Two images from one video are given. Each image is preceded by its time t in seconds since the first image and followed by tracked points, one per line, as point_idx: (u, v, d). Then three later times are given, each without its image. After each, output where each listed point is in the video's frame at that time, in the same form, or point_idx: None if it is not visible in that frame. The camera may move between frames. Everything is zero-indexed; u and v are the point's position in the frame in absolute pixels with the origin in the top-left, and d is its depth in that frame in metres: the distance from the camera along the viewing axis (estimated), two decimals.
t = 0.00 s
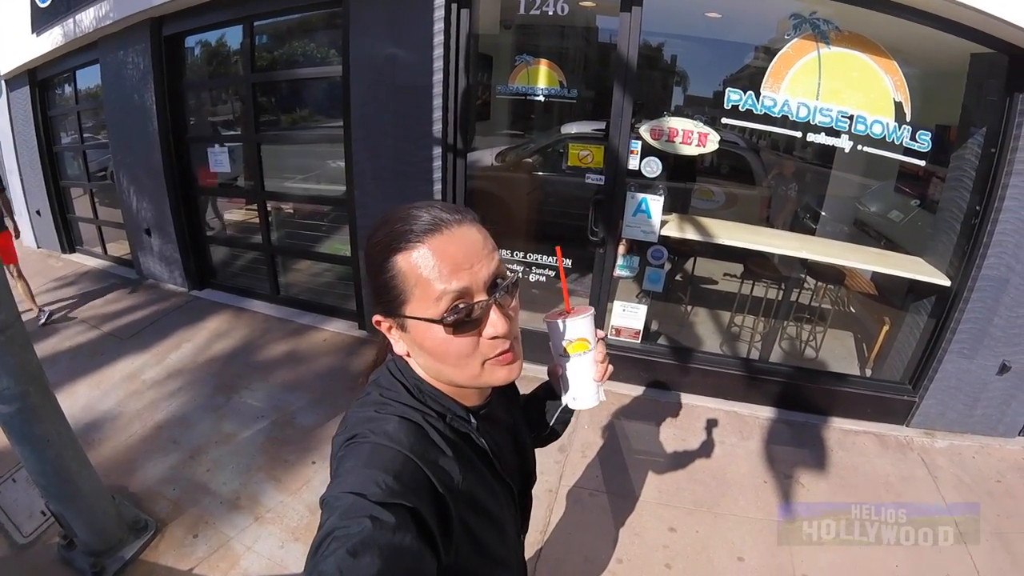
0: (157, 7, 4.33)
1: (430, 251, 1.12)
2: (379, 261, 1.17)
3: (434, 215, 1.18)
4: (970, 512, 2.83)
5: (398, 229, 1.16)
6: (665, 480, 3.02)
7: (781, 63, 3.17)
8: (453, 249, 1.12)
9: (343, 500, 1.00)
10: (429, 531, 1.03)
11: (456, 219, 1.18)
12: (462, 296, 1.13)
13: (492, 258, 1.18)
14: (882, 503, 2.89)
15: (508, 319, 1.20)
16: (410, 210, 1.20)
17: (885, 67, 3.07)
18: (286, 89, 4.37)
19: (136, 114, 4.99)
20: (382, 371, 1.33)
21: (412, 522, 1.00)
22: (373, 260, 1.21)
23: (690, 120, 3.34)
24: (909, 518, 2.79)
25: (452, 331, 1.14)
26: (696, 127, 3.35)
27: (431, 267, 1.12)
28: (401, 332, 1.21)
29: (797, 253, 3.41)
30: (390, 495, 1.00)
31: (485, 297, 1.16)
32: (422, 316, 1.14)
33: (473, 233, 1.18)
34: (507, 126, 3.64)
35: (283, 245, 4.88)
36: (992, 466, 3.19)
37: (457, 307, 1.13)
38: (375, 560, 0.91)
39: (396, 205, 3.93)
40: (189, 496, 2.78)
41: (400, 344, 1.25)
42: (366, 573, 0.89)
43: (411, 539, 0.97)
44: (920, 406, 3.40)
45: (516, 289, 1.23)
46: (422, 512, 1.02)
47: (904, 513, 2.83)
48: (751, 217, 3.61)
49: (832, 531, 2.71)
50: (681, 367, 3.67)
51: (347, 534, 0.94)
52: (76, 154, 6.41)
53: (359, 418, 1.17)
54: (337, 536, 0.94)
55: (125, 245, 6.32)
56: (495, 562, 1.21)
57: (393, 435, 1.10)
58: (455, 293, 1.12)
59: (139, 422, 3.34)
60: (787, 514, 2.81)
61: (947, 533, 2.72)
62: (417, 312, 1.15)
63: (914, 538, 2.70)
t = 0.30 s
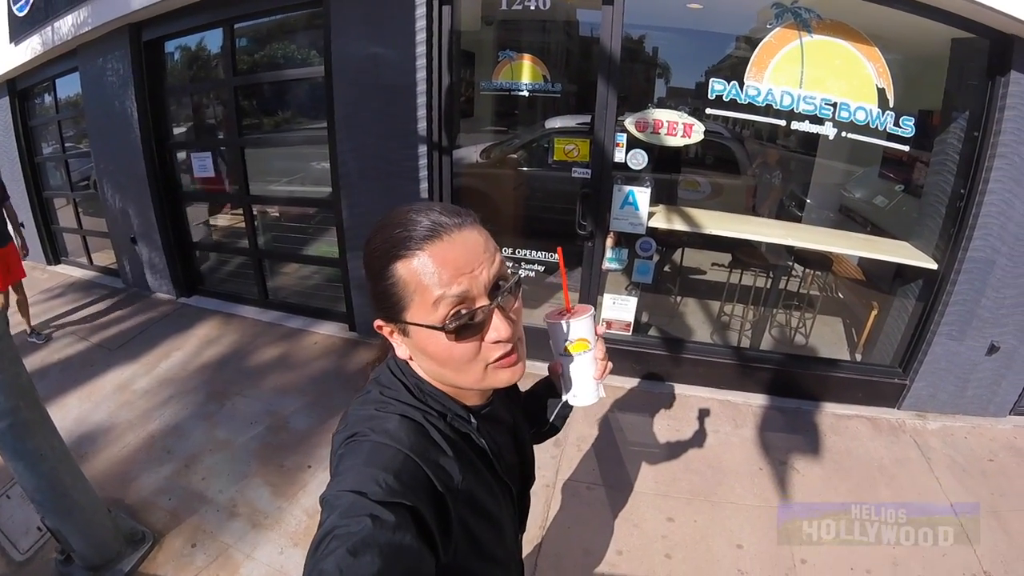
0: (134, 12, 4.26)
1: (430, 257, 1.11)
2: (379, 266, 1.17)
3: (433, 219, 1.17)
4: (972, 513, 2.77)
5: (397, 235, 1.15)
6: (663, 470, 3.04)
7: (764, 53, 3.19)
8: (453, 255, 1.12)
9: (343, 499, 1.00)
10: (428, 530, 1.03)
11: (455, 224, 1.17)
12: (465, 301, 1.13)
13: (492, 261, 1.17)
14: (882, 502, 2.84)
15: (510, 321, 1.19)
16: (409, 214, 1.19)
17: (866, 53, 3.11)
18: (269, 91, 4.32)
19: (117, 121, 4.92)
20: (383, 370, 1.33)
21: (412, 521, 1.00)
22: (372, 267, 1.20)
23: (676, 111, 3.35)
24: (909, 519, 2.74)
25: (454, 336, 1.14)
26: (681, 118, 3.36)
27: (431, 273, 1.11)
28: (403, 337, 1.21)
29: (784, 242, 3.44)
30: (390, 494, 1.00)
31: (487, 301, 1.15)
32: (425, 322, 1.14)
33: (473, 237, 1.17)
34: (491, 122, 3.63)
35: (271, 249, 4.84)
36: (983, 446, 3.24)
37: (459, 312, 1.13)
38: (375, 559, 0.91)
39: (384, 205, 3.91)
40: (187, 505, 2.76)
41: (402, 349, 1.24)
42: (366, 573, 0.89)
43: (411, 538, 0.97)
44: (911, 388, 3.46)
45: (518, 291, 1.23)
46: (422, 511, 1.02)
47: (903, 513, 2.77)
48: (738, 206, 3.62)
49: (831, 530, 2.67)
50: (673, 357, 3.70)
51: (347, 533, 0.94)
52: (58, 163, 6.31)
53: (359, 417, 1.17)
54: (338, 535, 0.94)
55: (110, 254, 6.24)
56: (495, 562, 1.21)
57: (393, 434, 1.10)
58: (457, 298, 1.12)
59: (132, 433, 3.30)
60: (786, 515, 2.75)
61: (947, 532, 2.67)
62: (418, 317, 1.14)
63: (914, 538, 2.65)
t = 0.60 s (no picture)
0: (125, 15, 4.23)
1: (435, 255, 1.11)
2: (383, 263, 1.16)
3: (438, 217, 1.17)
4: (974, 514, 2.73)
5: (402, 232, 1.15)
6: (664, 465, 3.05)
7: (757, 46, 3.19)
8: (458, 253, 1.12)
9: (343, 498, 1.00)
10: (429, 529, 1.03)
11: (460, 222, 1.17)
12: (468, 300, 1.13)
13: (496, 260, 1.17)
14: (882, 502, 2.81)
15: (513, 321, 1.19)
16: (413, 211, 1.18)
17: (859, 45, 3.11)
18: (261, 92, 4.30)
19: (109, 125, 4.89)
20: (383, 369, 1.33)
21: (412, 520, 1.00)
22: (376, 264, 1.20)
23: (670, 106, 3.35)
24: (909, 519, 2.71)
25: (458, 335, 1.14)
26: (676, 113, 3.36)
27: (435, 271, 1.11)
28: (405, 335, 1.21)
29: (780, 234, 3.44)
30: (390, 493, 1.00)
31: (491, 300, 1.15)
32: (428, 320, 1.14)
33: (477, 235, 1.17)
34: (484, 120, 3.62)
35: (266, 250, 4.82)
36: (982, 435, 3.27)
37: (463, 311, 1.13)
38: (375, 558, 0.91)
39: (381, 205, 3.90)
40: (188, 509, 2.75)
41: (404, 347, 1.24)
42: (367, 572, 0.89)
43: (411, 537, 0.97)
44: (909, 378, 3.48)
45: (521, 290, 1.23)
46: (422, 511, 1.02)
47: (904, 513, 2.75)
48: (732, 200, 3.66)
49: (831, 530, 2.65)
50: (672, 352, 3.70)
51: (347, 532, 0.94)
52: (50, 169, 6.27)
53: (360, 416, 1.17)
54: (338, 535, 0.94)
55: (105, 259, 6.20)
56: (497, 563, 1.20)
57: (394, 433, 1.10)
58: (461, 297, 1.12)
59: (131, 438, 3.29)
60: (786, 515, 2.72)
61: (947, 532, 2.65)
62: (421, 316, 1.14)
63: (914, 538, 2.63)
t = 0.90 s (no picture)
0: (132, 9, 4.23)
1: (440, 257, 1.11)
2: (388, 263, 1.16)
3: (443, 218, 1.16)
4: (972, 511, 2.78)
5: (408, 232, 1.15)
6: (665, 468, 3.05)
7: (765, 51, 3.18)
8: (463, 256, 1.11)
9: (344, 498, 1.00)
10: (429, 531, 1.02)
11: (466, 224, 1.17)
12: (472, 303, 1.12)
13: (502, 264, 1.17)
14: (882, 502, 2.84)
15: (517, 326, 1.19)
16: (419, 212, 1.18)
17: (867, 52, 3.11)
18: (266, 89, 4.29)
19: (115, 119, 4.89)
20: (387, 369, 1.33)
21: (414, 521, 1.00)
22: (380, 263, 1.19)
23: (676, 109, 3.35)
24: (909, 518, 2.74)
25: (461, 337, 1.13)
26: (683, 117, 3.36)
27: (440, 273, 1.11)
28: (407, 336, 1.20)
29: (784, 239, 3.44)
30: (391, 494, 1.00)
31: (496, 304, 1.15)
32: (432, 322, 1.13)
33: (484, 238, 1.17)
34: (490, 120, 3.63)
35: (270, 247, 4.81)
36: (984, 443, 3.26)
37: (467, 314, 1.12)
38: (376, 559, 0.91)
39: (385, 204, 3.89)
40: (188, 505, 2.75)
41: (406, 348, 1.24)
42: (368, 573, 0.89)
43: (412, 539, 0.96)
44: (911, 385, 3.47)
45: (525, 295, 1.22)
46: (424, 512, 1.01)
47: (903, 513, 2.78)
48: (738, 204, 3.62)
49: (831, 531, 2.68)
50: (675, 355, 3.70)
51: (348, 533, 0.94)
52: (56, 162, 6.27)
53: (363, 416, 1.17)
54: (340, 535, 0.94)
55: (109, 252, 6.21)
56: (499, 564, 1.19)
57: (396, 434, 1.10)
58: (465, 300, 1.11)
59: (132, 432, 3.29)
60: (787, 514, 2.75)
61: (947, 533, 2.68)
62: (425, 318, 1.14)
63: (914, 538, 2.66)
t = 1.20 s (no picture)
0: (134, 12, 4.24)
1: (454, 250, 1.11)
2: (400, 257, 1.15)
3: (453, 213, 1.17)
4: (973, 511, 2.78)
5: (420, 226, 1.15)
6: (666, 470, 3.04)
7: (766, 53, 3.19)
8: (477, 250, 1.12)
9: (345, 498, 1.00)
10: (430, 531, 1.02)
11: (477, 219, 1.17)
12: (485, 297, 1.12)
13: (513, 259, 1.17)
14: (882, 502, 2.84)
15: (527, 322, 1.20)
16: (428, 207, 1.18)
17: (868, 53, 3.11)
18: (267, 91, 4.31)
19: (117, 121, 4.90)
20: (388, 370, 1.32)
21: (415, 521, 1.00)
22: (391, 257, 1.18)
23: (677, 112, 3.35)
24: (909, 518, 2.74)
25: (472, 332, 1.13)
26: (684, 119, 3.36)
27: (450, 266, 1.11)
28: (417, 331, 1.20)
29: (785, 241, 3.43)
30: (392, 495, 0.99)
31: (507, 298, 1.15)
32: (444, 316, 1.13)
33: (495, 233, 1.17)
34: (491, 122, 3.63)
35: (271, 249, 4.82)
36: (985, 444, 3.26)
37: (480, 308, 1.12)
38: (377, 559, 0.91)
39: (386, 205, 3.90)
40: (188, 506, 2.75)
41: (413, 343, 1.23)
42: (369, 573, 0.89)
43: (412, 539, 0.96)
44: (912, 386, 3.47)
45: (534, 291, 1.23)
46: (424, 512, 1.01)
47: (903, 513, 2.78)
48: (738, 206, 3.62)
49: (831, 530, 2.68)
50: (675, 357, 3.70)
51: (349, 533, 0.94)
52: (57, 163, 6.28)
53: (363, 416, 1.17)
54: (340, 535, 0.94)
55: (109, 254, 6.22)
56: (500, 565, 1.19)
57: (397, 435, 1.10)
58: (479, 293, 1.11)
59: (133, 434, 3.29)
60: (787, 514, 2.76)
61: (947, 532, 2.67)
62: (438, 312, 1.13)
63: (914, 538, 2.65)
